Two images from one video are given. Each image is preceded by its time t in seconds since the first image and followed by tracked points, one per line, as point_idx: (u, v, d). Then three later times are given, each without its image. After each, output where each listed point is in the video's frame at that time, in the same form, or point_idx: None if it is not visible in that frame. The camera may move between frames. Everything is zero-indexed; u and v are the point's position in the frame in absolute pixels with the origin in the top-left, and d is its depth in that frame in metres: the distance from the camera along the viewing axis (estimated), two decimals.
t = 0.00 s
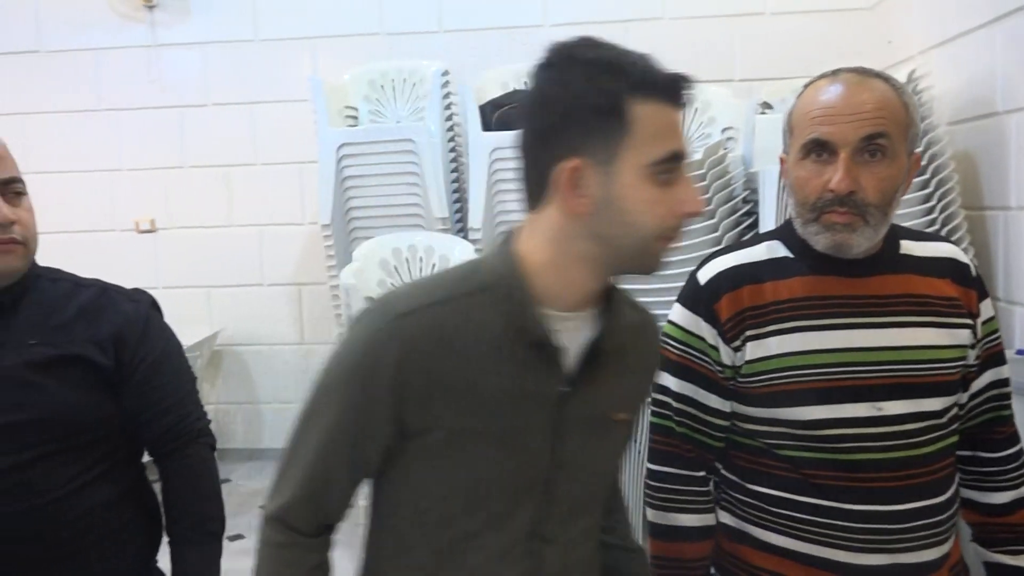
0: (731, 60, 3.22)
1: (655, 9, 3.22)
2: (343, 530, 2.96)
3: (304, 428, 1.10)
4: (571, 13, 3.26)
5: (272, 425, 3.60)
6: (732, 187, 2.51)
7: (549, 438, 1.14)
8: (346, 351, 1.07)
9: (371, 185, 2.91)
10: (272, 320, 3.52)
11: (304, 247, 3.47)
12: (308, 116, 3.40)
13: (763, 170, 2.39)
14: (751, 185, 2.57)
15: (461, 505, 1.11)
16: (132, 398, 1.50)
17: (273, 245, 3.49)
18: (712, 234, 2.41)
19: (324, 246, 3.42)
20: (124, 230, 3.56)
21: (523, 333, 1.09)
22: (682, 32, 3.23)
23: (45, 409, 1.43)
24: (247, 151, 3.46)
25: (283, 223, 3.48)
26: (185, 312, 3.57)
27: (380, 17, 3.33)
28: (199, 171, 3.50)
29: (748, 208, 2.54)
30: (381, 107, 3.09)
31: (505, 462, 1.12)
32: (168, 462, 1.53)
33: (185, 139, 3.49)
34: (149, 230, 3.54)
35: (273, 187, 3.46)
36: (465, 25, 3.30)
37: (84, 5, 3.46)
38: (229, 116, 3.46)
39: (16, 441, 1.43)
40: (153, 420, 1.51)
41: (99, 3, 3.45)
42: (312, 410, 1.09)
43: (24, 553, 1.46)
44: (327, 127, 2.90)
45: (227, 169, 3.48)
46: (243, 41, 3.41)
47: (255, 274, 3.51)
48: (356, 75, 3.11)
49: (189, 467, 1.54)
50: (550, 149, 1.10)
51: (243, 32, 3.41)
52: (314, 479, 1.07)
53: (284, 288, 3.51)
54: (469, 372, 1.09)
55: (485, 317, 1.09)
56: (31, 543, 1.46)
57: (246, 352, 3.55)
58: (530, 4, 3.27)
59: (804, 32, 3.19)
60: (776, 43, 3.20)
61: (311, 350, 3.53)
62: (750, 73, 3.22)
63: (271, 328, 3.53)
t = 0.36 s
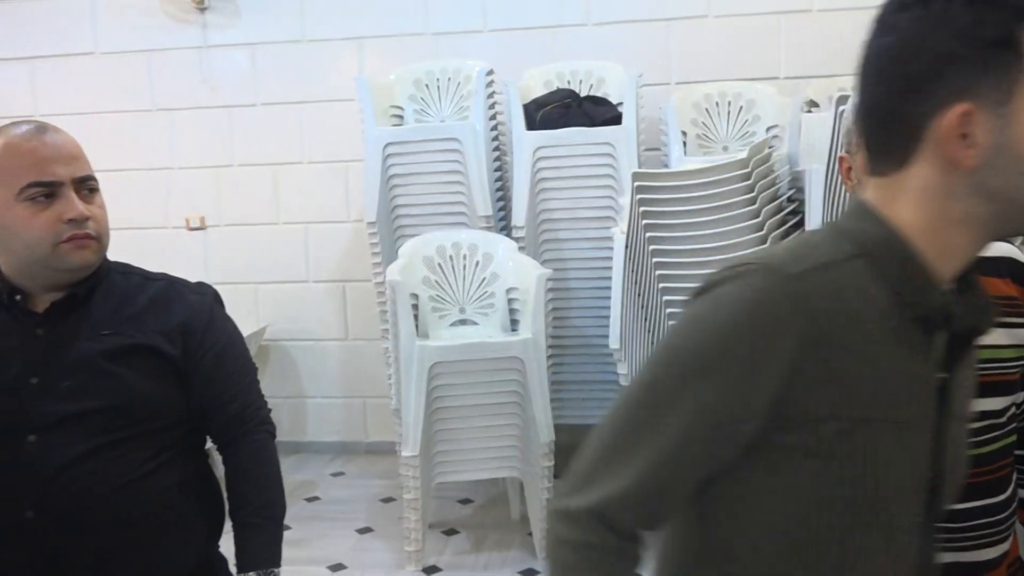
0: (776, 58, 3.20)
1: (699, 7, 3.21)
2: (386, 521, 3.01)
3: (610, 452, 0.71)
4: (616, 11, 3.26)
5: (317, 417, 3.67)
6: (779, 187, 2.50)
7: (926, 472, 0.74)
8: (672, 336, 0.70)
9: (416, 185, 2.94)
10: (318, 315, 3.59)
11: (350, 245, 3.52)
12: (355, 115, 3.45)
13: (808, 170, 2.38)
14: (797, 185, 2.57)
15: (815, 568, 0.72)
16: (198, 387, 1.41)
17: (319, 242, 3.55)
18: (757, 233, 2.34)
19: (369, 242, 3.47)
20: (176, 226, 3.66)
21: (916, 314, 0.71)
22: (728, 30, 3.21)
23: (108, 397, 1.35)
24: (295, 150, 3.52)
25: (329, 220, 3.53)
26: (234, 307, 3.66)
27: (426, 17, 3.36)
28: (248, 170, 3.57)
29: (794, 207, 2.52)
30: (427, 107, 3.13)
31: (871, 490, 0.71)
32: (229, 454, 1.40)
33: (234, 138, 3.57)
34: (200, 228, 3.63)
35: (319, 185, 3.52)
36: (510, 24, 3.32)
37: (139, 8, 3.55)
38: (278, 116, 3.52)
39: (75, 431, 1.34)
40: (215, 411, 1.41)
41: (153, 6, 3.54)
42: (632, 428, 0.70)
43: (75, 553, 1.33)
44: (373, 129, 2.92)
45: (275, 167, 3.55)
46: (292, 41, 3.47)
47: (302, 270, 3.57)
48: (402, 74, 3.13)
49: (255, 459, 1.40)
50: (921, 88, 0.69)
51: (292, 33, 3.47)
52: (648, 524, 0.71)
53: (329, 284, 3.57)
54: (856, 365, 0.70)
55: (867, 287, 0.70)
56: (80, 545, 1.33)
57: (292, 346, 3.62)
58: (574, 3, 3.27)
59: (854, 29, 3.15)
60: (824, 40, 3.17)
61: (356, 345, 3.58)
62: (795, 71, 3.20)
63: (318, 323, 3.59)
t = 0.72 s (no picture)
0: (813, 58, 3.20)
1: (736, 7, 3.22)
2: (422, 515, 3.05)
3: None
4: (652, 11, 3.27)
5: (352, 411, 3.72)
6: (817, 187, 2.51)
7: None
8: None
9: (453, 183, 2.99)
10: (354, 311, 3.64)
11: (386, 242, 3.57)
12: (393, 115, 3.50)
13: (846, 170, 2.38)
14: (835, 184, 2.57)
15: None
16: (264, 380, 1.41)
17: (356, 239, 3.60)
18: (795, 234, 2.40)
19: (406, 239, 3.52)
20: (216, 224, 3.73)
21: None
22: (764, 29, 3.21)
23: (178, 387, 1.36)
24: (333, 149, 3.58)
25: (366, 218, 3.58)
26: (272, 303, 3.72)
27: (463, 18, 3.40)
28: (287, 168, 3.63)
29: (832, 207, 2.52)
30: (463, 107, 3.16)
31: None
32: (290, 445, 1.40)
33: (273, 136, 3.63)
34: (239, 225, 3.70)
35: (357, 183, 3.58)
36: (546, 24, 3.35)
37: (182, 10, 3.62)
38: (316, 116, 3.58)
39: (146, 419, 1.35)
40: (279, 403, 1.41)
41: (196, 8, 3.62)
42: None
43: (146, 538, 1.35)
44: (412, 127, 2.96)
45: (313, 166, 3.61)
46: (330, 41, 3.53)
47: (339, 267, 3.63)
48: (439, 74, 3.18)
49: (315, 450, 1.40)
50: None
51: (331, 33, 3.52)
52: None
53: (365, 281, 3.62)
54: None
55: None
56: (152, 530, 1.35)
57: (329, 342, 3.67)
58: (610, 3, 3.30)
59: (892, 28, 3.13)
60: (862, 38, 3.16)
61: (392, 341, 3.63)
62: (832, 71, 3.19)
63: (354, 319, 3.64)
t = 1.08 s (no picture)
0: (848, 59, 3.20)
1: (771, 8, 3.23)
2: (454, 509, 3.09)
3: None
4: (686, 12, 3.29)
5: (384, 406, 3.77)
6: (852, 188, 2.51)
7: None
8: None
9: (488, 181, 3.02)
10: (388, 308, 3.69)
11: (420, 240, 3.62)
12: (428, 113, 3.54)
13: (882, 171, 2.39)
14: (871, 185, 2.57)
15: None
16: (325, 376, 1.43)
17: (390, 236, 3.65)
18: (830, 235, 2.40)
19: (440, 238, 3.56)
20: (253, 220, 3.78)
21: None
22: (799, 30, 3.22)
23: (245, 382, 1.38)
24: (368, 148, 3.63)
25: (401, 216, 3.63)
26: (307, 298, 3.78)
27: (498, 18, 3.44)
28: (323, 166, 3.69)
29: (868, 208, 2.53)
30: (498, 106, 3.19)
31: None
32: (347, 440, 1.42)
33: (310, 135, 3.69)
34: (276, 222, 3.75)
35: (392, 182, 3.63)
36: (581, 25, 3.38)
37: (222, 10, 3.69)
38: (353, 115, 3.63)
39: (214, 412, 1.37)
40: (339, 398, 1.43)
41: (236, 8, 3.68)
42: None
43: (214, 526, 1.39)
44: (448, 126, 3.01)
45: (349, 164, 3.66)
46: (367, 42, 3.58)
47: (372, 264, 3.68)
48: (475, 74, 3.23)
49: (370, 444, 1.42)
50: None
51: (368, 33, 3.58)
52: None
53: (398, 278, 3.67)
54: None
55: None
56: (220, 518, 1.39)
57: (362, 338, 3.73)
58: (645, 4, 3.32)
59: (928, 29, 3.13)
60: (899, 40, 3.15)
61: (425, 338, 3.68)
62: (867, 72, 3.19)
63: (387, 315, 3.69)
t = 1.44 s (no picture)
0: (888, 61, 3.19)
1: (811, 9, 3.23)
2: (487, 504, 3.12)
3: None
4: (725, 12, 3.30)
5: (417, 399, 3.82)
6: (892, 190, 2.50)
7: None
8: None
9: (526, 181, 3.05)
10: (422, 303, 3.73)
11: (457, 238, 3.66)
12: (466, 112, 3.58)
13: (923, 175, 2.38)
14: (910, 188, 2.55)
15: None
16: (436, 370, 1.35)
17: (425, 232, 3.70)
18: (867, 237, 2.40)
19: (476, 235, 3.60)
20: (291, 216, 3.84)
21: None
22: (839, 32, 3.22)
23: (358, 372, 1.28)
24: (407, 146, 3.68)
25: (437, 213, 3.67)
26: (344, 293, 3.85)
27: (537, 18, 3.47)
28: (361, 163, 3.74)
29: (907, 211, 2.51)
30: (537, 106, 3.23)
31: None
32: (446, 434, 1.36)
33: (349, 132, 3.74)
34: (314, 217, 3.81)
35: (429, 179, 3.67)
36: (620, 25, 3.39)
37: (265, 8, 3.76)
38: (391, 113, 3.68)
39: (332, 401, 1.27)
40: (443, 393, 1.36)
41: (279, 7, 3.74)
42: None
43: (329, 520, 1.27)
44: (488, 125, 3.05)
45: (387, 161, 3.71)
46: (406, 40, 3.63)
47: (408, 260, 3.73)
48: (515, 73, 3.26)
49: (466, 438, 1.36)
50: None
51: (408, 32, 3.62)
52: None
53: (434, 274, 3.71)
54: None
55: None
56: (335, 512, 1.27)
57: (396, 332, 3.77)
58: (684, 4, 3.33)
59: (971, 30, 3.11)
60: (941, 41, 3.14)
61: (459, 334, 3.72)
62: (907, 74, 3.18)
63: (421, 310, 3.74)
